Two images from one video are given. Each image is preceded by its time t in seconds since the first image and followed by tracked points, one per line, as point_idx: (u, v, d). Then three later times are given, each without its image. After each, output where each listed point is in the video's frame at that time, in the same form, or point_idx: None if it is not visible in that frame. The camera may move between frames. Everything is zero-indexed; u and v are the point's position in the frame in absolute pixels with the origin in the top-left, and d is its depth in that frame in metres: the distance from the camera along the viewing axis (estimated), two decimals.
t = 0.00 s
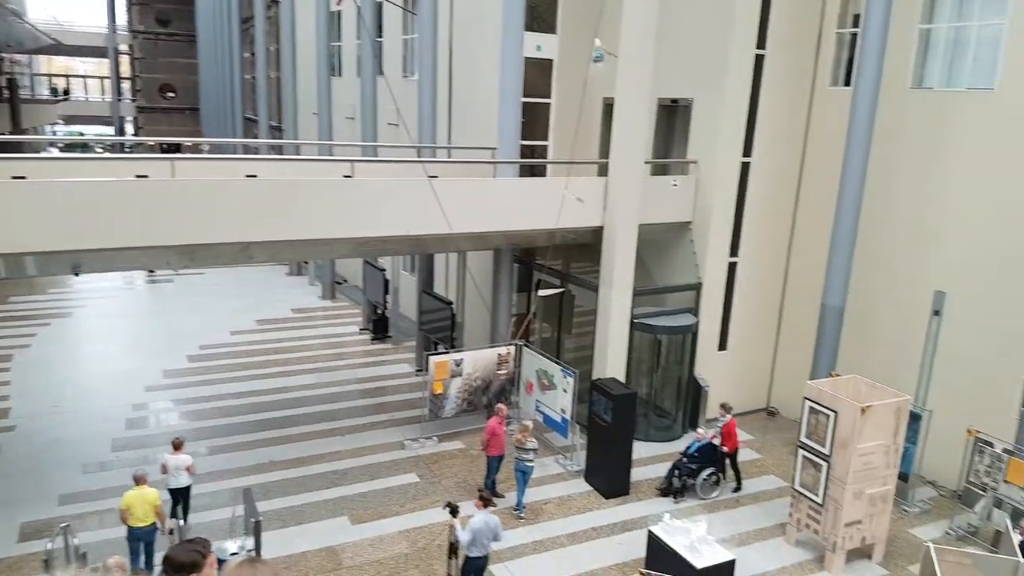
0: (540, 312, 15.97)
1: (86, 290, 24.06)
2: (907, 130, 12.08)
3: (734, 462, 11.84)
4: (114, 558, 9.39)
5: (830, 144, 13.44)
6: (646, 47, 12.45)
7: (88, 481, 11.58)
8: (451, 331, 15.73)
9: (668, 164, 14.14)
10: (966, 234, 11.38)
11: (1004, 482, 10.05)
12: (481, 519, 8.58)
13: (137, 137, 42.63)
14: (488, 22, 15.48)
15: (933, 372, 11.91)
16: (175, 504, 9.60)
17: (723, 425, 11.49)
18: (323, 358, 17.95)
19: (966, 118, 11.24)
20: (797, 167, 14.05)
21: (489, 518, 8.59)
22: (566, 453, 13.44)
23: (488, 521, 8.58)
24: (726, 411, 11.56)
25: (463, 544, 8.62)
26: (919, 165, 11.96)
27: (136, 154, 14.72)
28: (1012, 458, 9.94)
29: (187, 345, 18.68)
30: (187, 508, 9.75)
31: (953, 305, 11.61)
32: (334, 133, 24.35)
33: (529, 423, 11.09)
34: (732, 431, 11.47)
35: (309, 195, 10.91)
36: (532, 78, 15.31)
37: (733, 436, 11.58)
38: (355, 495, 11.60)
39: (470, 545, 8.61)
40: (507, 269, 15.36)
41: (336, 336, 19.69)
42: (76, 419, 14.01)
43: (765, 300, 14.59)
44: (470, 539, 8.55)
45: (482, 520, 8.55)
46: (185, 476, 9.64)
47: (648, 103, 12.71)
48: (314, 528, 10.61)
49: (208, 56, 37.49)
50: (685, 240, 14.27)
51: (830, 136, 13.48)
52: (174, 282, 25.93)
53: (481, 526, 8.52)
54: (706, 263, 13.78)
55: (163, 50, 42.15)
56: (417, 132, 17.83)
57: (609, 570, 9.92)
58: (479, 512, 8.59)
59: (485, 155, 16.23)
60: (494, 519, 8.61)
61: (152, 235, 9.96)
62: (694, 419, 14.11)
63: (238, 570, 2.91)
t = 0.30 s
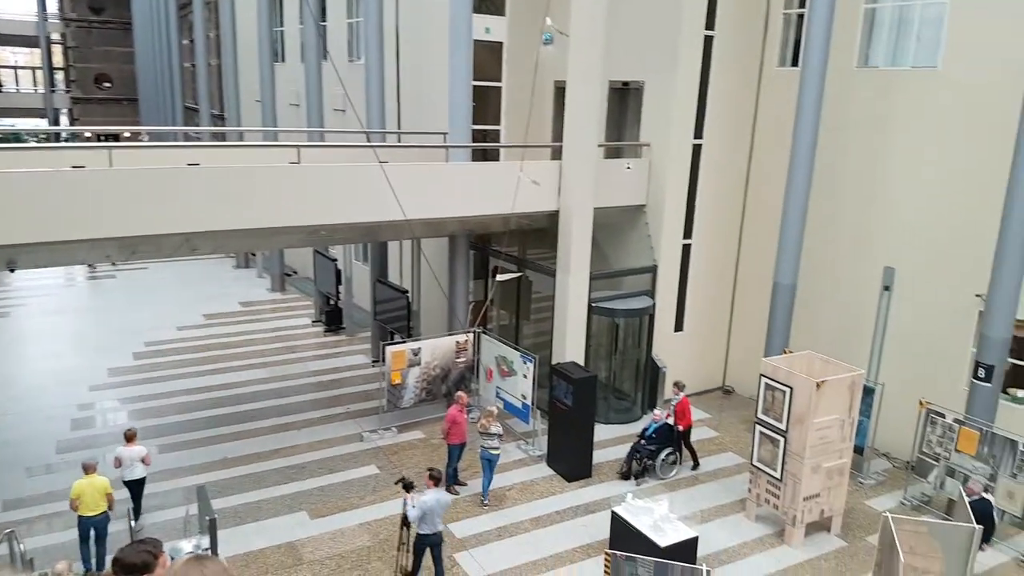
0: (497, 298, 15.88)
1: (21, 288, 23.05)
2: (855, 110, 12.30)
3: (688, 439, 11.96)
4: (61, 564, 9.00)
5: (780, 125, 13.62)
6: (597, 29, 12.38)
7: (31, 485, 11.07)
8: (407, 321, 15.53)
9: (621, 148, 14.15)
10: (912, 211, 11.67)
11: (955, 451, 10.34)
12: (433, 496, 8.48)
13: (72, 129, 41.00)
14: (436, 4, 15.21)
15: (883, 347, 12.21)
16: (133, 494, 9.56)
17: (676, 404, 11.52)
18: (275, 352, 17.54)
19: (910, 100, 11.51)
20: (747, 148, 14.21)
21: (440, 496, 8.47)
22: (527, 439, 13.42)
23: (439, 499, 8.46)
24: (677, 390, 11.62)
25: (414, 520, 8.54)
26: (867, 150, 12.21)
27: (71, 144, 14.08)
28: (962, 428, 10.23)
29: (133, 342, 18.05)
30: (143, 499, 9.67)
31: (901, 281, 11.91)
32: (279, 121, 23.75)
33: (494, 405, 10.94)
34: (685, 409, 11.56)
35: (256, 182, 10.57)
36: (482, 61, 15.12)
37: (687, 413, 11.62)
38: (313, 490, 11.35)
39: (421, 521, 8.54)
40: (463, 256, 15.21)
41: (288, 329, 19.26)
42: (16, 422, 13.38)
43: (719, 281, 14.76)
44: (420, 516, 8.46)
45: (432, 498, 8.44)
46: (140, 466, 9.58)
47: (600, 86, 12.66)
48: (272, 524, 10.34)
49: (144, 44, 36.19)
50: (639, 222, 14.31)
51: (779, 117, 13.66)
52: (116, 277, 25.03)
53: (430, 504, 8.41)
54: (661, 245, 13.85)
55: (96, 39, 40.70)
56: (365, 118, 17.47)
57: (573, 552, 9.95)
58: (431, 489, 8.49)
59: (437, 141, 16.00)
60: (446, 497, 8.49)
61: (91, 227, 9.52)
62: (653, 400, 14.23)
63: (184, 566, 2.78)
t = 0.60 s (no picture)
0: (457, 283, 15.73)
1: None
2: (809, 89, 12.43)
3: (644, 418, 12.07)
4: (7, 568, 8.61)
5: (735, 105, 13.71)
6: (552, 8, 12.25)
7: None
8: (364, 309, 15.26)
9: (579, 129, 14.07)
10: (865, 189, 11.88)
11: (910, 424, 10.60)
12: (380, 473, 8.62)
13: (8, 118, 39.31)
14: None
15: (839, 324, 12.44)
16: (84, 481, 9.62)
17: (635, 383, 11.65)
18: (229, 344, 17.10)
19: (863, 79, 11.68)
20: (703, 128, 14.29)
21: (387, 472, 8.64)
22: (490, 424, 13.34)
23: (386, 475, 8.62)
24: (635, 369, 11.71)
25: (361, 497, 8.61)
26: (821, 127, 12.36)
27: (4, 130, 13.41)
28: (917, 401, 10.49)
29: (78, 336, 17.41)
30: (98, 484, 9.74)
31: (855, 258, 12.14)
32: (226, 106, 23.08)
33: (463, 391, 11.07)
34: (643, 388, 11.68)
35: (205, 167, 10.22)
36: (435, 43, 14.85)
37: (644, 394, 11.78)
38: (273, 482, 11.10)
39: (368, 498, 8.61)
40: (421, 242, 14.98)
41: (241, 320, 18.79)
42: None
43: (677, 262, 14.85)
44: (367, 492, 8.55)
45: (380, 474, 8.59)
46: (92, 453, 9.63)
47: (556, 66, 12.54)
48: (231, 518, 10.08)
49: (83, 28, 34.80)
50: (598, 205, 14.28)
51: (734, 98, 13.75)
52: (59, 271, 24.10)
53: (378, 480, 8.54)
54: (620, 227, 13.85)
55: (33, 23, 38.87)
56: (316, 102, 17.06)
57: (539, 536, 9.94)
58: (377, 466, 8.65)
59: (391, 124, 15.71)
60: (393, 473, 8.66)
61: (29, 215, 9.07)
62: (614, 382, 14.28)
63: (129, 564, 2.61)
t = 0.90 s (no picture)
0: (415, 265, 15.53)
1: None
2: (765, 68, 12.52)
3: (600, 398, 12.09)
4: None
5: (692, 85, 13.75)
6: None
7: None
8: (319, 292, 14.95)
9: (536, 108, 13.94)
10: (820, 169, 12.04)
11: (865, 398, 10.86)
12: (324, 451, 8.61)
13: None
14: None
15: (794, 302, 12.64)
16: (32, 464, 9.48)
17: (594, 364, 11.60)
18: (178, 330, 16.59)
19: (818, 58, 11.80)
20: (660, 108, 14.30)
21: (330, 449, 8.63)
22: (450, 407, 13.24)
23: (329, 452, 8.62)
24: (592, 351, 11.68)
25: (306, 473, 8.67)
26: (777, 106, 12.47)
27: None
28: (872, 376, 10.73)
29: (18, 324, 16.68)
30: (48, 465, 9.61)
31: (810, 237, 12.33)
32: (170, 85, 22.29)
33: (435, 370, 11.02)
34: (601, 370, 11.70)
35: (149, 144, 9.79)
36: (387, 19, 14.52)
37: (603, 373, 11.76)
38: (227, 470, 10.81)
39: (312, 474, 8.67)
40: (377, 224, 14.71)
41: (191, 306, 18.25)
42: None
43: (636, 242, 14.88)
44: (311, 468, 8.60)
45: (323, 452, 8.59)
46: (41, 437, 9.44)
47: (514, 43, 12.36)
48: (184, 507, 9.79)
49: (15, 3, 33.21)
50: (556, 186, 14.22)
51: (692, 77, 13.79)
52: None
53: (322, 457, 8.56)
54: (579, 208, 13.81)
55: None
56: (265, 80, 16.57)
57: (502, 517, 9.90)
58: (320, 444, 8.62)
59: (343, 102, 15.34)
60: (336, 450, 8.66)
61: None
62: (575, 362, 14.29)
63: (69, 556, 2.41)
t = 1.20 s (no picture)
0: (372, 247, 15.24)
1: None
2: (722, 46, 12.53)
3: (559, 381, 12.08)
4: None
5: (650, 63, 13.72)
6: None
7: None
8: (272, 276, 14.58)
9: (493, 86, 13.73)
10: (776, 148, 12.13)
11: (820, 373, 11.03)
12: (263, 428, 8.51)
13: None
14: None
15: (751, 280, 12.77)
16: None
17: (555, 346, 11.70)
18: (125, 317, 16.02)
19: (774, 36, 11.84)
20: (617, 86, 14.24)
21: (270, 426, 8.55)
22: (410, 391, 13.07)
23: (269, 429, 8.53)
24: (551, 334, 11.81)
25: (247, 452, 8.55)
26: (734, 84, 12.50)
27: None
28: (827, 351, 10.89)
29: None
30: None
31: (767, 215, 12.45)
32: (112, 63, 21.42)
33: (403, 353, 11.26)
34: (560, 352, 11.77)
35: (90, 121, 9.32)
36: None
37: (561, 357, 11.87)
38: (180, 459, 10.48)
39: (254, 452, 8.56)
40: (332, 206, 14.38)
41: (138, 292, 17.65)
42: None
43: (595, 222, 14.85)
44: (253, 447, 8.48)
45: (263, 428, 8.49)
46: None
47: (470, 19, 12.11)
48: (136, 499, 9.46)
49: None
50: (515, 166, 14.08)
51: (650, 55, 13.74)
52: None
53: (262, 434, 8.46)
54: (538, 188, 13.69)
55: None
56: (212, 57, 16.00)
57: (466, 500, 9.82)
58: (258, 422, 8.51)
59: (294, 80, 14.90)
60: (276, 426, 8.57)
61: None
62: (535, 344, 14.25)
63: (4, 549, 2.19)
